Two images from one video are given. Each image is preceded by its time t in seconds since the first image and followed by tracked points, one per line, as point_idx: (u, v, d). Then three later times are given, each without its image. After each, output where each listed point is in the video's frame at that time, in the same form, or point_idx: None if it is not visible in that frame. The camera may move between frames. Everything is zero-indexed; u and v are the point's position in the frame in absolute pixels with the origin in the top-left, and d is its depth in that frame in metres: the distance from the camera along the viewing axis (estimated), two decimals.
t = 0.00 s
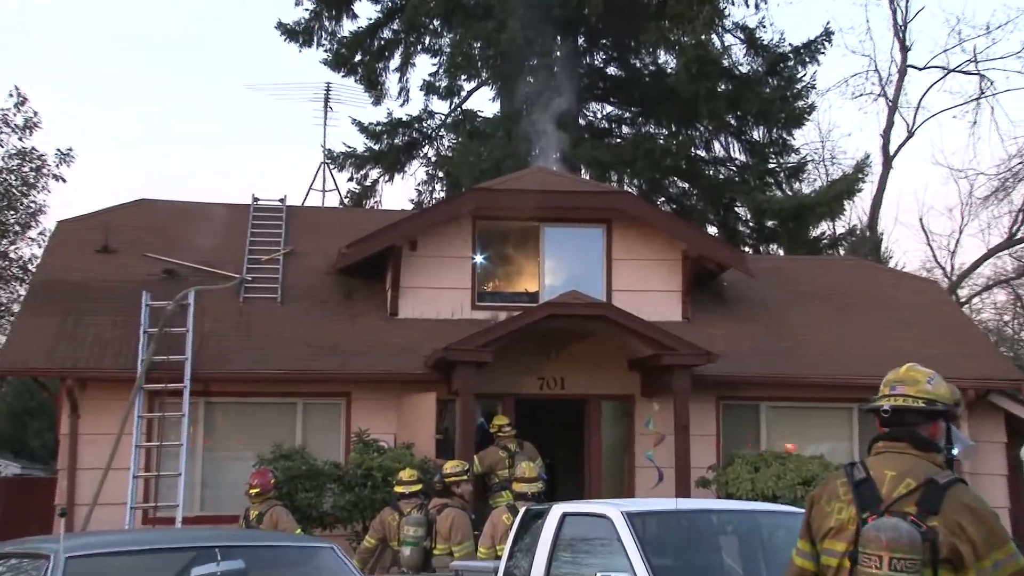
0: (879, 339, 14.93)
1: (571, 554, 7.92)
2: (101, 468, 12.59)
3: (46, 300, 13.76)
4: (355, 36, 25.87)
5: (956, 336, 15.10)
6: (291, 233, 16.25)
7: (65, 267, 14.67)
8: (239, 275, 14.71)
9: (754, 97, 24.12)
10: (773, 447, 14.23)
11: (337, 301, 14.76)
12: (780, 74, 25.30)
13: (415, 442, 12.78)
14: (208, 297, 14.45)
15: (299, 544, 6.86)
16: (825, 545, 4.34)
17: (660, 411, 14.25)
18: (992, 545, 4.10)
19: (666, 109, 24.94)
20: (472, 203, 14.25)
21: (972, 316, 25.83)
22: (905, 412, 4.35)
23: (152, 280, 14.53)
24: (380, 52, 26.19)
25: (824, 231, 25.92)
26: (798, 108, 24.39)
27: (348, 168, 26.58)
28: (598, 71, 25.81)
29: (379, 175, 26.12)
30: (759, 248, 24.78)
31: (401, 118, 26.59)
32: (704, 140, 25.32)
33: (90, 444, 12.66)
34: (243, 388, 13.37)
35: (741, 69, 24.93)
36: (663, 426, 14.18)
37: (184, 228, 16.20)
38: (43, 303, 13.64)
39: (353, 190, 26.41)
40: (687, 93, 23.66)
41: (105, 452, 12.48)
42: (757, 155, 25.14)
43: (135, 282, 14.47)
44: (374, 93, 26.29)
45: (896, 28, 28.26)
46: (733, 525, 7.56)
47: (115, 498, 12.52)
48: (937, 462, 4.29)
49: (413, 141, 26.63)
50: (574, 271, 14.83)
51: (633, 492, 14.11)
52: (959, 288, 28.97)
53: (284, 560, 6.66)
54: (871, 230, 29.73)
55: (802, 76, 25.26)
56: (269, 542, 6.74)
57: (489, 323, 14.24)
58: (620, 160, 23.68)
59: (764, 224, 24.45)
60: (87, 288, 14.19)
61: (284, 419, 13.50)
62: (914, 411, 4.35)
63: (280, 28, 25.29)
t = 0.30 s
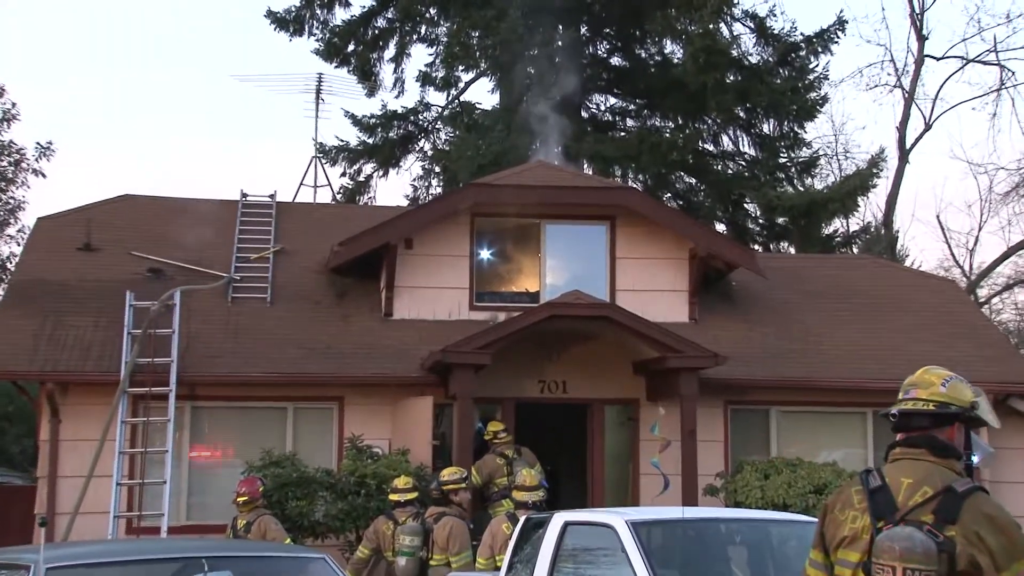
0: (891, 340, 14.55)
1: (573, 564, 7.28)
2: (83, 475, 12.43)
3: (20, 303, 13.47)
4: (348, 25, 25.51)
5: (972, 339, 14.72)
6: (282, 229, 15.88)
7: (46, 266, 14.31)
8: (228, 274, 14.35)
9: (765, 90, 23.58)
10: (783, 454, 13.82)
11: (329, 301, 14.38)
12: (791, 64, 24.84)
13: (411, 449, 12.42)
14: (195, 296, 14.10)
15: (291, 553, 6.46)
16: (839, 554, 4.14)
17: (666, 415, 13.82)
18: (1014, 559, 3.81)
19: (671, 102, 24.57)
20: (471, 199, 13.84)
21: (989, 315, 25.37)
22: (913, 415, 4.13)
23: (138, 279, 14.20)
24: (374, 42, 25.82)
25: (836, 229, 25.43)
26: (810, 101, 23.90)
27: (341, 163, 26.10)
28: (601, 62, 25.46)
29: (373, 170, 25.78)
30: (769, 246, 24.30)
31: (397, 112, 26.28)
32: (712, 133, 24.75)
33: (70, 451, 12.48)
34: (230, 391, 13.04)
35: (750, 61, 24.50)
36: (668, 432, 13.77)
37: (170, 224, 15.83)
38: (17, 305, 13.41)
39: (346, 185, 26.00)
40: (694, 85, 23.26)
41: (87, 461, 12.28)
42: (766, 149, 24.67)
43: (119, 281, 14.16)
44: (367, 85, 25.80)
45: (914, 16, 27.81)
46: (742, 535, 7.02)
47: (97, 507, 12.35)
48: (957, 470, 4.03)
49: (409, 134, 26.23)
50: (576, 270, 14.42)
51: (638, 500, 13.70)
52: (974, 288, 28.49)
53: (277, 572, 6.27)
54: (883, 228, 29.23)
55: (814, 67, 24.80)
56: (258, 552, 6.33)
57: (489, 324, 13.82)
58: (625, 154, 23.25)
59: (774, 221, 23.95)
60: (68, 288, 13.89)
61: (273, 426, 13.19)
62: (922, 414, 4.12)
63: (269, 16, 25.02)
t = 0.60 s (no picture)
0: (894, 340, 14.42)
1: (573, 568, 7.13)
2: (77, 477, 12.31)
3: (13, 302, 13.34)
4: (346, 20, 25.36)
5: (977, 339, 14.60)
6: (279, 227, 15.75)
7: (39, 265, 14.19)
8: (223, 273, 14.21)
9: (769, 86, 23.42)
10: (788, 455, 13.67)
11: (327, 300, 14.25)
12: (795, 60, 24.73)
13: (411, 449, 12.29)
14: (190, 295, 13.97)
15: (289, 554, 6.27)
16: (844, 557, 4.00)
17: (668, 416, 13.69)
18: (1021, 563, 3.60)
19: (674, 99, 24.41)
20: (471, 196, 13.68)
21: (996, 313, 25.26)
22: (907, 415, 3.99)
23: (133, 278, 14.07)
24: (372, 37, 25.65)
25: (840, 227, 25.26)
26: (814, 97, 23.73)
27: (338, 160, 25.95)
28: (602, 57, 25.32)
29: (371, 167, 25.63)
30: (773, 244, 24.14)
31: (395, 108, 26.13)
32: (715, 130, 24.60)
33: (64, 453, 12.38)
34: (227, 392, 12.93)
35: (753, 57, 24.35)
36: (670, 432, 13.65)
37: (166, 222, 15.70)
38: (10, 305, 13.27)
39: (344, 182, 25.85)
40: (697, 80, 23.10)
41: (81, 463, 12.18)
42: (770, 146, 24.52)
43: (113, 280, 14.03)
44: (365, 80, 25.66)
45: (920, 11, 27.61)
46: (745, 538, 6.87)
47: (92, 509, 12.25)
48: (963, 471, 3.84)
49: (407, 131, 26.08)
50: (578, 268, 14.28)
51: (640, 501, 13.58)
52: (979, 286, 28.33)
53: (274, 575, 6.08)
54: (887, 226, 29.09)
55: (818, 63, 24.62)
56: (254, 554, 6.17)
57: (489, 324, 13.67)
58: (627, 150, 23.09)
59: (778, 219, 23.79)
60: (63, 288, 13.77)
61: (270, 427, 13.06)
62: (914, 415, 3.98)
63: (265, 10, 24.89)
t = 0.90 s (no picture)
0: (893, 339, 14.42)
1: (572, 566, 7.12)
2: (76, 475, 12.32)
3: (11, 300, 13.33)
4: (345, 19, 25.35)
5: (976, 338, 14.60)
6: (278, 226, 15.75)
7: (38, 263, 14.19)
8: (222, 272, 14.21)
9: (768, 84, 23.41)
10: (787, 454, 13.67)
11: (326, 299, 14.25)
12: (794, 59, 24.72)
13: (411, 448, 12.29)
14: (189, 294, 13.98)
15: (287, 552, 6.29)
16: (841, 556, 4.00)
17: (667, 414, 13.70)
18: (1018, 562, 3.56)
19: (674, 98, 24.41)
20: (470, 194, 13.67)
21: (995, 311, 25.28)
22: (906, 414, 4.00)
23: (132, 277, 14.08)
24: (370, 35, 25.66)
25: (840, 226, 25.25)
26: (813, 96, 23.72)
27: (336, 159, 25.97)
28: (602, 56, 25.35)
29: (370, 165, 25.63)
30: (772, 242, 24.15)
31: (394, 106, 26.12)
32: (714, 128, 24.60)
33: (63, 451, 12.38)
34: (226, 390, 12.93)
35: (752, 54, 24.34)
36: (669, 431, 13.66)
37: (165, 221, 15.70)
38: (9, 303, 13.26)
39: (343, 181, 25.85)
40: (696, 78, 23.09)
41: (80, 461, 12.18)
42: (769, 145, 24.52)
43: (112, 279, 14.03)
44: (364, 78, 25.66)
45: (919, 9, 27.61)
46: (744, 536, 6.87)
47: (91, 507, 12.26)
48: (964, 471, 3.83)
49: (406, 129, 26.08)
50: (577, 267, 14.28)
51: (640, 500, 13.58)
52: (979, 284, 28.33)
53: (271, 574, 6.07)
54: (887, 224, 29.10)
55: (817, 61, 24.60)
56: (254, 552, 6.18)
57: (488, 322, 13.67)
58: (626, 149, 23.08)
59: (777, 218, 23.79)
60: (61, 286, 13.76)
61: (269, 426, 13.06)
62: (913, 413, 3.98)
63: (264, 8, 24.91)
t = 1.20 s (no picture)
0: (893, 339, 14.41)
1: (572, 565, 7.12)
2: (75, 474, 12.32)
3: (10, 300, 13.34)
4: (344, 18, 25.35)
5: (975, 337, 14.60)
6: (277, 226, 15.75)
7: (38, 262, 14.18)
8: (221, 272, 14.20)
9: (767, 84, 23.39)
10: (786, 453, 13.68)
11: (325, 298, 14.25)
12: (794, 58, 24.68)
13: (410, 448, 12.30)
14: (188, 293, 13.98)
15: (287, 552, 6.29)
16: (840, 555, 4.01)
17: (667, 414, 13.72)
18: (1017, 563, 3.54)
19: (674, 99, 24.36)
20: (469, 194, 13.67)
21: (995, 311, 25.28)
22: (906, 414, 4.00)
23: (131, 276, 14.08)
24: (370, 35, 25.66)
25: (840, 225, 25.22)
26: (812, 95, 23.69)
27: (336, 158, 26.00)
28: (601, 55, 25.37)
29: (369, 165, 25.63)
30: (772, 242, 24.14)
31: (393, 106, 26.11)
32: (713, 128, 24.60)
33: (63, 451, 12.38)
34: (226, 390, 12.93)
35: (752, 54, 24.32)
36: (668, 430, 13.67)
37: (165, 220, 15.71)
38: (9, 302, 13.27)
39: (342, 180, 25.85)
40: (695, 78, 23.08)
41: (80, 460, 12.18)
42: (768, 144, 24.51)
43: (112, 278, 14.03)
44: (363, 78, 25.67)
45: (919, 9, 27.59)
46: (743, 535, 6.87)
47: (90, 507, 12.27)
48: (964, 471, 3.82)
49: (405, 129, 26.07)
50: (575, 267, 14.27)
51: (639, 499, 13.59)
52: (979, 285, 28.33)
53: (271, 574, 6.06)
54: (887, 224, 29.09)
55: (816, 61, 24.58)
56: (254, 552, 6.18)
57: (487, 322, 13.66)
58: (625, 149, 23.07)
59: (777, 218, 23.77)
60: (61, 285, 13.77)
61: (269, 426, 13.07)
62: (914, 414, 3.98)
63: (264, 8, 24.91)
